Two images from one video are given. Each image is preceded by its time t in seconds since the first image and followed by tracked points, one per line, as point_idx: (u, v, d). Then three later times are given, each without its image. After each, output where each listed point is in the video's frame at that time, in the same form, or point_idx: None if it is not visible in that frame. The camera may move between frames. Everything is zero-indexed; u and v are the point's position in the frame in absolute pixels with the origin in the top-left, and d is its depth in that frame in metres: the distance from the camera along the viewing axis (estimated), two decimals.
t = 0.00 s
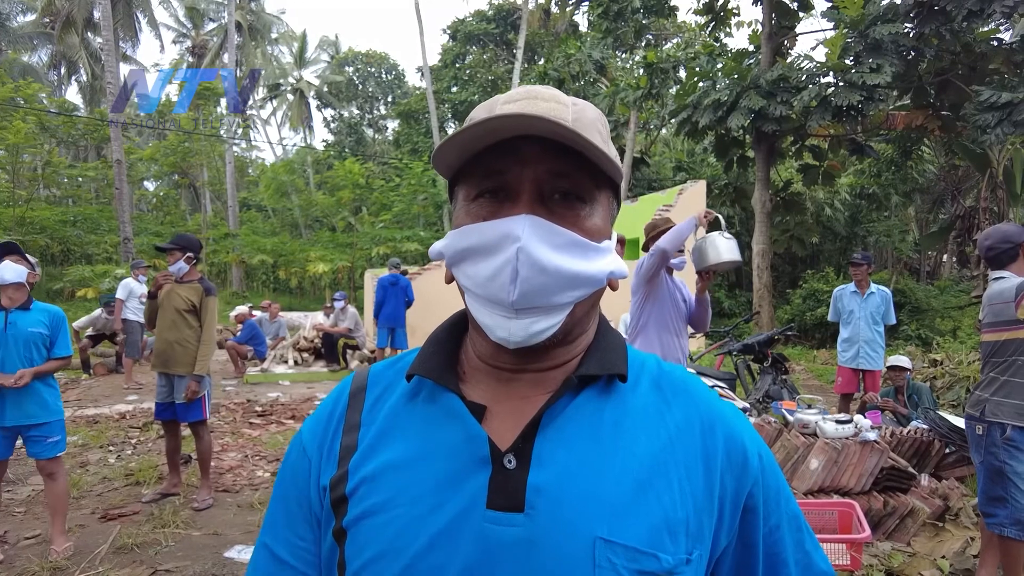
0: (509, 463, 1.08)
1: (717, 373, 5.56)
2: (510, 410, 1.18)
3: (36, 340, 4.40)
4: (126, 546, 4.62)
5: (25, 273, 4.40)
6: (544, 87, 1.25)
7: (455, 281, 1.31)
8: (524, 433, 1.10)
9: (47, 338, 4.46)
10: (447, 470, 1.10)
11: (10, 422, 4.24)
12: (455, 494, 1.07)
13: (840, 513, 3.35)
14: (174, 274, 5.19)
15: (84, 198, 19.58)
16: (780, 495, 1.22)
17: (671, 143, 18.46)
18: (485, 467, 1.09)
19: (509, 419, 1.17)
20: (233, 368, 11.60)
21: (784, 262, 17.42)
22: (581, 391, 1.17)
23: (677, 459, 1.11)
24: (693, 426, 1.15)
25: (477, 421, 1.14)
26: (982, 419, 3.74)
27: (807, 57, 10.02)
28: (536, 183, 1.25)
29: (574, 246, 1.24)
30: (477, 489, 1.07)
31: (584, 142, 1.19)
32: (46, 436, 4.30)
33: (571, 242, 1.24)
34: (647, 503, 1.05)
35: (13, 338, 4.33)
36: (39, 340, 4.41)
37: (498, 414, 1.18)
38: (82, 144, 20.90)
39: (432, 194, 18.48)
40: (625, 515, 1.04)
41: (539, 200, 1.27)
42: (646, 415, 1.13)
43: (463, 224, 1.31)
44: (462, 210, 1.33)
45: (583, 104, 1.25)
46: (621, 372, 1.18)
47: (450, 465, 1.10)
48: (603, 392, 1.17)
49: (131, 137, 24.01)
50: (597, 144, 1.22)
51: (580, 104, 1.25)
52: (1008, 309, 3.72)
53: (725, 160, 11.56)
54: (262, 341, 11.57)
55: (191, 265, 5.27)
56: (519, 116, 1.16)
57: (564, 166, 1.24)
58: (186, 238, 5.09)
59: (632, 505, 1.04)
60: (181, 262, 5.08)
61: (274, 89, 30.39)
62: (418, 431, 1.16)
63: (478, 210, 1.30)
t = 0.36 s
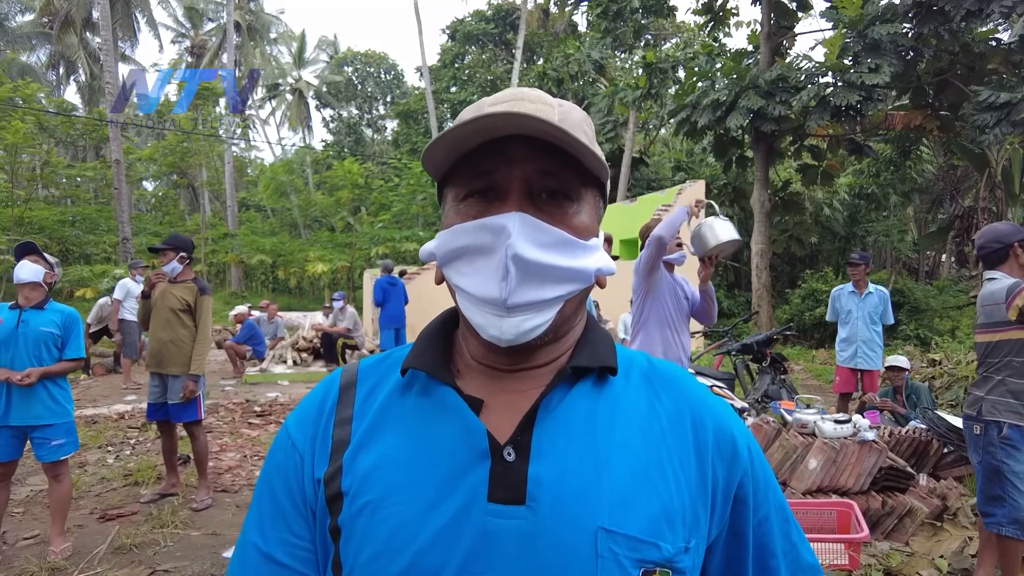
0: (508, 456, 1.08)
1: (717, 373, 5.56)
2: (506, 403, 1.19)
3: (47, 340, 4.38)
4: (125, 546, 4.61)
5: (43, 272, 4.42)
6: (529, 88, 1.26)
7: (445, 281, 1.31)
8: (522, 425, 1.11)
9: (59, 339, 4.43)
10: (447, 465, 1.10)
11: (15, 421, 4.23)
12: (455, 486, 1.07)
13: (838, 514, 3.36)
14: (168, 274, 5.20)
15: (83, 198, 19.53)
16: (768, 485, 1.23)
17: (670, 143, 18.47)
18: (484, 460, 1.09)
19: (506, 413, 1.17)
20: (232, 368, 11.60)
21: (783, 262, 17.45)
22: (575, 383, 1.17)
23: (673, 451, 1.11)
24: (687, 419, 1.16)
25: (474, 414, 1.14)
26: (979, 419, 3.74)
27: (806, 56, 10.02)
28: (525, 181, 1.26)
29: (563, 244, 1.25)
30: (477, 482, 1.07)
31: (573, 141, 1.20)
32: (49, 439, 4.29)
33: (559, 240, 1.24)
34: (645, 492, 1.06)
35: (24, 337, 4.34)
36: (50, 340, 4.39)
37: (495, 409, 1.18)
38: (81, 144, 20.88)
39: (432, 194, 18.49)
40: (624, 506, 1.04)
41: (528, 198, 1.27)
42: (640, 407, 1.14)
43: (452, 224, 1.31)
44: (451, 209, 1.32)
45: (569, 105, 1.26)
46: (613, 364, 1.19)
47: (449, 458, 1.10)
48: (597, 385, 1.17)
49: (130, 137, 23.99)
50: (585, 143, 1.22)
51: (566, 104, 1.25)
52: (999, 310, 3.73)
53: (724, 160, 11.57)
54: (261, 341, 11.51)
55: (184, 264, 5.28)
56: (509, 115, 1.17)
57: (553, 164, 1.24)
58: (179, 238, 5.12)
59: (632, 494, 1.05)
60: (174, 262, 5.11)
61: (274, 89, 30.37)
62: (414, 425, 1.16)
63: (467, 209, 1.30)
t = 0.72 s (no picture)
0: (499, 456, 1.07)
1: (716, 374, 5.55)
2: (498, 400, 1.18)
3: (40, 342, 4.37)
4: (123, 547, 4.61)
5: (35, 276, 4.39)
6: (514, 81, 1.25)
7: (435, 281, 1.31)
8: (513, 423, 1.10)
9: (53, 340, 4.42)
10: (437, 466, 1.10)
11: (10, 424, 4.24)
12: (446, 488, 1.07)
13: (837, 513, 3.36)
14: (162, 274, 5.18)
15: (81, 198, 19.51)
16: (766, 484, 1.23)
17: (669, 143, 18.52)
18: (474, 461, 1.08)
19: (498, 410, 1.17)
20: (230, 368, 11.59)
21: (782, 262, 17.47)
22: (568, 380, 1.17)
23: (665, 451, 1.11)
24: (681, 419, 1.16)
25: (464, 413, 1.14)
26: (975, 418, 3.74)
27: (804, 56, 10.03)
28: (511, 177, 1.25)
29: (552, 240, 1.24)
30: (468, 483, 1.06)
31: (558, 135, 1.19)
32: (42, 440, 4.27)
33: (549, 236, 1.24)
34: (640, 491, 1.06)
35: (18, 339, 4.34)
36: (44, 342, 4.38)
37: (486, 406, 1.18)
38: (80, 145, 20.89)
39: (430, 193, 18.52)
40: (616, 507, 1.04)
41: (515, 194, 1.26)
42: (632, 406, 1.14)
43: (440, 223, 1.30)
44: (438, 208, 1.32)
45: (554, 96, 1.25)
46: (605, 362, 1.19)
47: (439, 459, 1.10)
48: (590, 383, 1.17)
49: (129, 137, 24.00)
50: (572, 136, 1.22)
51: (551, 96, 1.25)
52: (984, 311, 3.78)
53: (723, 160, 11.58)
54: (260, 341, 11.47)
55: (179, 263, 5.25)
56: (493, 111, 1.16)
57: (538, 159, 1.24)
58: (173, 238, 5.10)
59: (624, 493, 1.05)
60: (169, 262, 5.09)
61: (272, 89, 30.40)
62: (405, 425, 1.16)
63: (454, 208, 1.30)
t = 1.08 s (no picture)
0: (499, 458, 1.07)
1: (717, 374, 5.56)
2: (502, 403, 1.18)
3: (25, 343, 4.36)
4: (122, 547, 4.60)
5: (21, 278, 4.39)
6: (513, 76, 1.24)
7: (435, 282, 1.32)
8: (514, 426, 1.10)
9: (38, 340, 4.41)
10: (438, 467, 1.10)
11: None
12: (446, 490, 1.07)
13: (837, 512, 3.36)
14: (160, 274, 5.17)
15: (80, 198, 19.49)
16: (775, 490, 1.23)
17: (668, 144, 18.53)
18: (475, 463, 1.08)
19: (500, 412, 1.17)
20: (230, 368, 11.58)
21: (781, 262, 17.49)
22: (573, 383, 1.17)
23: (671, 455, 1.11)
24: (688, 422, 1.15)
25: (466, 415, 1.14)
26: (971, 418, 3.77)
27: (803, 56, 10.03)
28: (509, 177, 1.24)
29: (550, 241, 1.24)
30: (467, 485, 1.06)
31: (553, 133, 1.17)
32: (28, 442, 4.26)
33: (547, 237, 1.24)
34: (643, 496, 1.06)
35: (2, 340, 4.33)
36: (28, 342, 4.37)
37: (489, 408, 1.18)
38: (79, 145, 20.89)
39: (429, 193, 18.53)
40: (617, 512, 1.04)
41: (512, 194, 1.26)
42: (637, 409, 1.14)
43: (440, 224, 1.31)
44: (439, 209, 1.33)
45: (555, 90, 1.24)
46: (612, 365, 1.18)
47: (439, 462, 1.10)
48: (596, 384, 1.17)
49: (128, 137, 24.02)
50: (574, 132, 1.21)
51: (551, 89, 1.23)
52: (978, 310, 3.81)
53: (722, 160, 11.58)
54: (259, 341, 11.48)
55: (176, 264, 5.25)
56: (490, 115, 1.15)
57: (536, 158, 1.22)
58: (171, 238, 5.11)
59: (627, 497, 1.05)
60: (168, 262, 5.09)
61: (271, 89, 30.42)
62: (406, 427, 1.16)
63: (453, 209, 1.31)
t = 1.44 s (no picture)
0: (495, 471, 1.07)
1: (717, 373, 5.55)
2: (498, 411, 1.18)
3: (20, 343, 4.35)
4: (121, 548, 4.60)
5: (16, 280, 4.38)
6: (504, 75, 1.25)
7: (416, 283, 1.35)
8: (512, 439, 1.10)
9: (34, 340, 4.40)
10: (434, 477, 1.09)
11: None
12: (440, 502, 1.07)
13: (836, 513, 3.36)
14: (160, 275, 5.17)
15: (80, 199, 19.48)
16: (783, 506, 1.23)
17: (668, 144, 18.53)
18: (470, 476, 1.08)
19: (498, 420, 1.17)
20: (229, 369, 11.58)
21: (781, 262, 17.50)
22: (573, 395, 1.16)
23: (674, 468, 1.11)
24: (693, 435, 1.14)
25: (463, 426, 1.14)
26: (960, 417, 3.81)
27: (803, 56, 10.03)
28: (481, 173, 1.22)
29: (511, 240, 1.19)
30: (462, 498, 1.06)
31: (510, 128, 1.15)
32: (19, 444, 4.25)
33: (507, 236, 1.19)
34: (644, 511, 1.06)
35: None
36: (24, 343, 4.37)
37: (486, 418, 1.17)
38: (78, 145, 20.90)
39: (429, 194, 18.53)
40: (616, 527, 1.03)
41: (486, 192, 1.23)
42: (639, 422, 1.13)
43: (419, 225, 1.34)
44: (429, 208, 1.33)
45: (543, 84, 1.23)
46: (616, 374, 1.17)
47: (434, 472, 1.10)
48: (599, 395, 1.16)
49: (128, 137, 24.03)
50: (555, 125, 1.19)
51: (537, 84, 1.22)
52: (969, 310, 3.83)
53: (722, 160, 11.57)
54: (259, 341, 11.49)
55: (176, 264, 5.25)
56: (440, 107, 1.16)
57: (507, 155, 1.20)
58: (170, 239, 5.11)
59: (627, 510, 1.05)
60: (167, 263, 5.09)
61: (271, 89, 30.43)
62: (402, 435, 1.16)
63: (438, 205, 1.30)
